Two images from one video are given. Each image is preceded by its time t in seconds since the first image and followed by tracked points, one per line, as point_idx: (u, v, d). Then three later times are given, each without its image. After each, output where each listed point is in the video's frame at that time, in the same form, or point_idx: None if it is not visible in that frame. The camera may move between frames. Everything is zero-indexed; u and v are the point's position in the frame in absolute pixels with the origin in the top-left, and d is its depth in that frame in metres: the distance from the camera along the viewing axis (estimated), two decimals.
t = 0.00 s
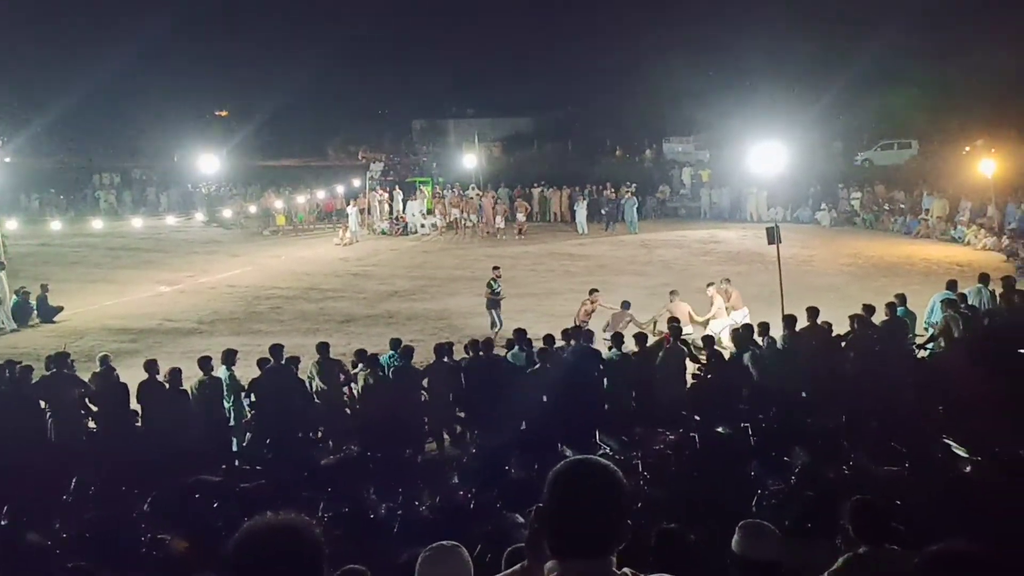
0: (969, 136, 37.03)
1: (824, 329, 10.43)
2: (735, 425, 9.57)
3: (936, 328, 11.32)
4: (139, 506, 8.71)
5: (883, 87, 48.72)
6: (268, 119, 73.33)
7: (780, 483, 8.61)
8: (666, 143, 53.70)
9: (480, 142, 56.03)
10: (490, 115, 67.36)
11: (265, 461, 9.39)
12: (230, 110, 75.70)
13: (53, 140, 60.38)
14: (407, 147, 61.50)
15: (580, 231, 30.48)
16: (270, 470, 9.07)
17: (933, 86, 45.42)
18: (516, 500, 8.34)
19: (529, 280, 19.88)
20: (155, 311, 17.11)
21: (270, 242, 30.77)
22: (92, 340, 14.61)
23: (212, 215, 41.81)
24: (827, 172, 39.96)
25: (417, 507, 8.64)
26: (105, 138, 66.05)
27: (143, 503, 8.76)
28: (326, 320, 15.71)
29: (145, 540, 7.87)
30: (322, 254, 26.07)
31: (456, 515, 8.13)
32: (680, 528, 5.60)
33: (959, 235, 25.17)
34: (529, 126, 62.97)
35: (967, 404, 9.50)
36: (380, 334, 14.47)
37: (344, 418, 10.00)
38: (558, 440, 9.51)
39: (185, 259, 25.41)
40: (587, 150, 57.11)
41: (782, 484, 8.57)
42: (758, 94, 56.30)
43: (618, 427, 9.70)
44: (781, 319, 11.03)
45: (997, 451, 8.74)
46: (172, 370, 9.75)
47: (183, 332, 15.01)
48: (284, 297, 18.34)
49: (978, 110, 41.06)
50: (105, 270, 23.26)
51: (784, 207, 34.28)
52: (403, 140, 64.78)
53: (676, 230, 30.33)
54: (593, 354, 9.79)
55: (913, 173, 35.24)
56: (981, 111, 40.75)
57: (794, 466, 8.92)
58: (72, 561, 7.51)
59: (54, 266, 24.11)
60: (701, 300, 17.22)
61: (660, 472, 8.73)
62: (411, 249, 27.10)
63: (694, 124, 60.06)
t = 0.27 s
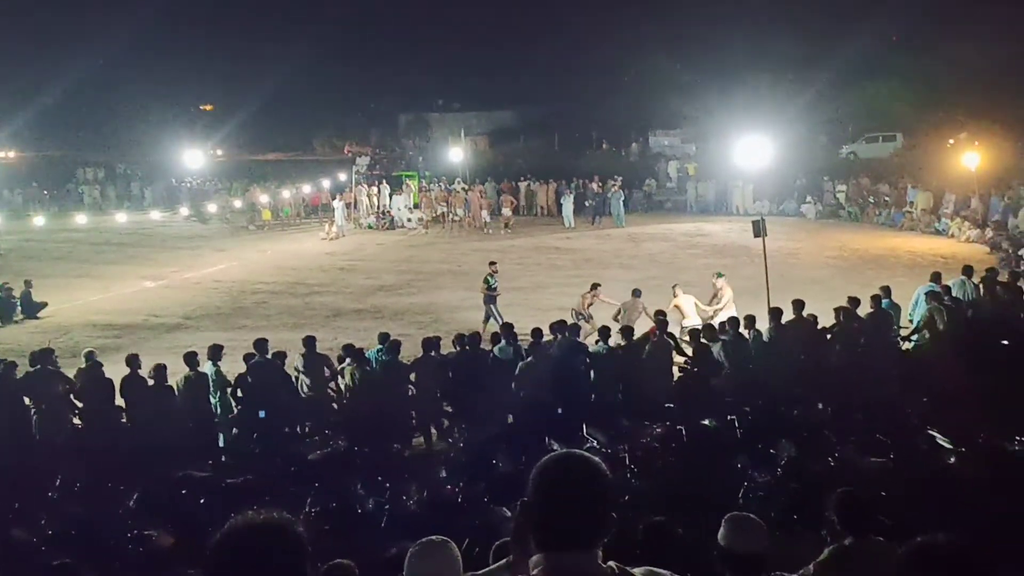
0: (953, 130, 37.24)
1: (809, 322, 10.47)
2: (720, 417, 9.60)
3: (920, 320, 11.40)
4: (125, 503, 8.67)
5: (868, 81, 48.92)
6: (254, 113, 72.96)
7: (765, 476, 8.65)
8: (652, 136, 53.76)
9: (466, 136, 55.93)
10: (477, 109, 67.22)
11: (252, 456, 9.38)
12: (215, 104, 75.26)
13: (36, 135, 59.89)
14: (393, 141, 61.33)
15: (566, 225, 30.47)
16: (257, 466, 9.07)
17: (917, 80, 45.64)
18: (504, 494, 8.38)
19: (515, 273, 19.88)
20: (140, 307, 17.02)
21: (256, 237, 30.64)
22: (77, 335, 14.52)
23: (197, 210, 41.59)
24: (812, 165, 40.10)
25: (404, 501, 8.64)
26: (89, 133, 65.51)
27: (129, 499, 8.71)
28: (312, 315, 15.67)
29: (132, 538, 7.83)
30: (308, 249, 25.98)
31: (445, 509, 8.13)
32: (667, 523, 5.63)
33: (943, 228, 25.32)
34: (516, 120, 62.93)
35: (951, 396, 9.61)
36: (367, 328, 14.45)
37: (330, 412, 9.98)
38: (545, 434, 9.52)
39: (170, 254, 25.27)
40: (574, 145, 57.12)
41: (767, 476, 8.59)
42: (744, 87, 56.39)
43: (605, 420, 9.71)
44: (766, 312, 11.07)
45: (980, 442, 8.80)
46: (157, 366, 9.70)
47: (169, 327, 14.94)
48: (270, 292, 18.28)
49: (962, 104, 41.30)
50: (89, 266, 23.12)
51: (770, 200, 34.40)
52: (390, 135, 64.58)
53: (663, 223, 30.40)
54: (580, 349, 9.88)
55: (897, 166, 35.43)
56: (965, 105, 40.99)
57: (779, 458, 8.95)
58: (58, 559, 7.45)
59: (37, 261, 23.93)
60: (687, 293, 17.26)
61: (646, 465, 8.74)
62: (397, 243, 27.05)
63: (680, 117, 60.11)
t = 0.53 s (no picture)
0: (928, 123, 37.57)
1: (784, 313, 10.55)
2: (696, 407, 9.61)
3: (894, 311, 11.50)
4: (98, 495, 8.56)
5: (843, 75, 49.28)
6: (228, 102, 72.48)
7: (741, 466, 8.68)
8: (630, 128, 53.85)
9: (445, 127, 55.77)
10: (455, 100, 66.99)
11: (227, 448, 9.28)
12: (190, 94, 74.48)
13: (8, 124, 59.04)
14: (371, 132, 61.06)
15: (544, 216, 30.47)
16: (232, 458, 8.98)
17: (892, 74, 46.02)
18: (481, 485, 8.36)
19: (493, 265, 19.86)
20: (114, 298, 16.83)
21: (232, 227, 30.39)
22: (50, 327, 14.34)
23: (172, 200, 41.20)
24: (788, 158, 40.33)
25: (381, 492, 8.60)
26: (62, 122, 64.64)
27: (103, 492, 8.60)
28: (289, 307, 15.58)
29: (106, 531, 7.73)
30: (285, 240, 25.82)
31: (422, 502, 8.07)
32: (642, 514, 5.66)
33: (917, 221, 25.56)
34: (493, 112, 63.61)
35: (923, 388, 9.72)
36: (344, 320, 14.38)
37: (307, 403, 9.92)
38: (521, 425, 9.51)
39: (144, 244, 25.01)
40: (552, 136, 57.12)
41: (743, 467, 8.63)
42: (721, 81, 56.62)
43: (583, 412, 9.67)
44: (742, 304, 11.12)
45: (952, 433, 8.90)
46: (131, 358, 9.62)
47: (144, 318, 14.80)
48: (247, 283, 18.15)
49: (936, 98, 41.68)
50: (62, 256, 22.82)
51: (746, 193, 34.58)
52: (367, 126, 64.30)
53: (640, 215, 30.48)
54: (558, 341, 10.13)
55: (872, 159, 35.73)
56: (938, 99, 41.41)
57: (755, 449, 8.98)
58: (30, 552, 7.36)
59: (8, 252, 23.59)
60: (664, 284, 17.32)
61: (623, 456, 8.73)
62: (374, 234, 26.93)
63: (658, 110, 60.24)
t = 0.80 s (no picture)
0: (910, 118, 37.79)
1: (768, 307, 10.61)
2: (680, 400, 9.65)
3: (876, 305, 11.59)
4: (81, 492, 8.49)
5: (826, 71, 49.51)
6: (211, 95, 72.02)
7: (725, 460, 8.72)
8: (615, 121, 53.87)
9: (429, 120, 55.64)
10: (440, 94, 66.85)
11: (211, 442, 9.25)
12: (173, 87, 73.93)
13: None
14: (355, 126, 60.83)
15: (529, 211, 30.47)
16: (216, 453, 8.94)
17: (875, 69, 46.26)
18: (467, 480, 8.37)
19: (478, 259, 19.86)
20: (97, 293, 16.72)
21: (216, 221, 30.24)
22: (31, 322, 14.23)
23: (155, 194, 40.93)
24: (772, 152, 40.47)
25: (366, 487, 8.59)
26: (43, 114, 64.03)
27: (86, 488, 8.54)
28: (273, 301, 15.53)
29: (89, 528, 7.67)
30: (269, 234, 25.71)
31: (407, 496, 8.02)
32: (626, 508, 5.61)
33: (899, 215, 25.73)
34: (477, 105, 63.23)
35: (905, 382, 9.79)
36: (328, 314, 14.36)
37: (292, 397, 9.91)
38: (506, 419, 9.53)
39: (126, 239, 24.85)
40: (537, 131, 57.11)
41: (727, 460, 8.67)
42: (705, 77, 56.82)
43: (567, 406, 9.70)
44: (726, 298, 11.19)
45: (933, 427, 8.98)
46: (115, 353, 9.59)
47: (127, 313, 14.71)
48: (231, 278, 18.08)
49: (918, 93, 41.96)
50: (43, 250, 22.64)
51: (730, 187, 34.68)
52: (352, 121, 64.08)
53: (625, 209, 30.53)
54: (544, 334, 10.22)
55: (856, 154, 35.91)
56: (920, 94, 41.66)
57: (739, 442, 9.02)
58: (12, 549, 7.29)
59: None
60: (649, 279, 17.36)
61: (608, 450, 8.75)
62: (358, 228, 26.86)
63: (643, 105, 60.33)
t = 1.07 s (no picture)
0: (902, 120, 37.92)
1: (760, 308, 10.63)
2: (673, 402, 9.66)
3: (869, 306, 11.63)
4: (74, 493, 8.46)
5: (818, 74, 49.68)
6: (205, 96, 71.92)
7: (717, 461, 8.72)
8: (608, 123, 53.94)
9: (423, 121, 55.64)
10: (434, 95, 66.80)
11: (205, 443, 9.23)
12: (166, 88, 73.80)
13: None
14: (349, 127, 60.79)
15: (522, 212, 30.49)
16: (209, 454, 8.92)
17: (868, 72, 46.41)
18: (460, 482, 8.36)
19: (472, 260, 19.86)
20: (89, 293, 16.68)
21: (209, 222, 30.18)
22: (23, 322, 14.19)
23: (147, 195, 40.84)
24: (764, 153, 40.55)
25: (359, 488, 8.58)
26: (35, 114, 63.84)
27: (79, 489, 8.51)
28: (267, 302, 15.51)
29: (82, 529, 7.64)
30: (262, 235, 25.68)
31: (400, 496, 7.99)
32: (617, 509, 5.56)
33: (891, 216, 25.79)
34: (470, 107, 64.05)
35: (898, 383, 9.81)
36: (321, 315, 14.34)
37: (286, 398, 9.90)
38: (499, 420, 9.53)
39: (118, 239, 24.78)
40: (531, 133, 57.16)
41: (720, 461, 8.67)
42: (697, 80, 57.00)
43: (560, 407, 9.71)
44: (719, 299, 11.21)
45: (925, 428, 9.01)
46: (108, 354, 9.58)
47: (120, 314, 14.68)
48: (224, 279, 18.05)
49: (910, 95, 42.02)
50: (35, 251, 22.58)
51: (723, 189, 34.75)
52: (346, 122, 64.04)
53: (618, 210, 30.57)
54: (537, 335, 10.23)
55: (848, 155, 36.01)
56: (912, 95, 41.78)
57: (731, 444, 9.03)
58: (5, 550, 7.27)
59: None
60: (642, 280, 17.39)
61: (601, 452, 8.75)
62: (352, 229, 26.83)
63: (636, 106, 60.34)
